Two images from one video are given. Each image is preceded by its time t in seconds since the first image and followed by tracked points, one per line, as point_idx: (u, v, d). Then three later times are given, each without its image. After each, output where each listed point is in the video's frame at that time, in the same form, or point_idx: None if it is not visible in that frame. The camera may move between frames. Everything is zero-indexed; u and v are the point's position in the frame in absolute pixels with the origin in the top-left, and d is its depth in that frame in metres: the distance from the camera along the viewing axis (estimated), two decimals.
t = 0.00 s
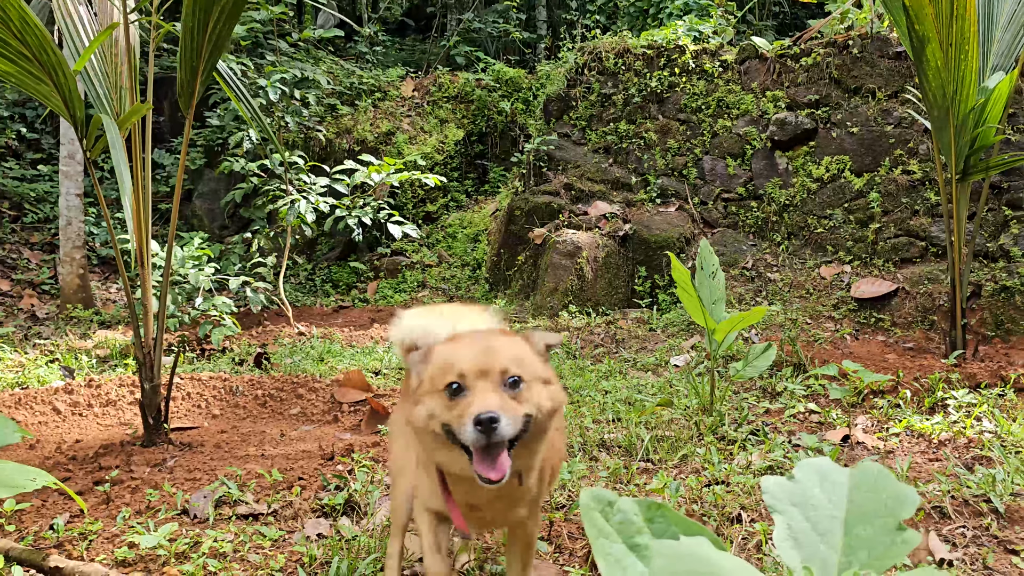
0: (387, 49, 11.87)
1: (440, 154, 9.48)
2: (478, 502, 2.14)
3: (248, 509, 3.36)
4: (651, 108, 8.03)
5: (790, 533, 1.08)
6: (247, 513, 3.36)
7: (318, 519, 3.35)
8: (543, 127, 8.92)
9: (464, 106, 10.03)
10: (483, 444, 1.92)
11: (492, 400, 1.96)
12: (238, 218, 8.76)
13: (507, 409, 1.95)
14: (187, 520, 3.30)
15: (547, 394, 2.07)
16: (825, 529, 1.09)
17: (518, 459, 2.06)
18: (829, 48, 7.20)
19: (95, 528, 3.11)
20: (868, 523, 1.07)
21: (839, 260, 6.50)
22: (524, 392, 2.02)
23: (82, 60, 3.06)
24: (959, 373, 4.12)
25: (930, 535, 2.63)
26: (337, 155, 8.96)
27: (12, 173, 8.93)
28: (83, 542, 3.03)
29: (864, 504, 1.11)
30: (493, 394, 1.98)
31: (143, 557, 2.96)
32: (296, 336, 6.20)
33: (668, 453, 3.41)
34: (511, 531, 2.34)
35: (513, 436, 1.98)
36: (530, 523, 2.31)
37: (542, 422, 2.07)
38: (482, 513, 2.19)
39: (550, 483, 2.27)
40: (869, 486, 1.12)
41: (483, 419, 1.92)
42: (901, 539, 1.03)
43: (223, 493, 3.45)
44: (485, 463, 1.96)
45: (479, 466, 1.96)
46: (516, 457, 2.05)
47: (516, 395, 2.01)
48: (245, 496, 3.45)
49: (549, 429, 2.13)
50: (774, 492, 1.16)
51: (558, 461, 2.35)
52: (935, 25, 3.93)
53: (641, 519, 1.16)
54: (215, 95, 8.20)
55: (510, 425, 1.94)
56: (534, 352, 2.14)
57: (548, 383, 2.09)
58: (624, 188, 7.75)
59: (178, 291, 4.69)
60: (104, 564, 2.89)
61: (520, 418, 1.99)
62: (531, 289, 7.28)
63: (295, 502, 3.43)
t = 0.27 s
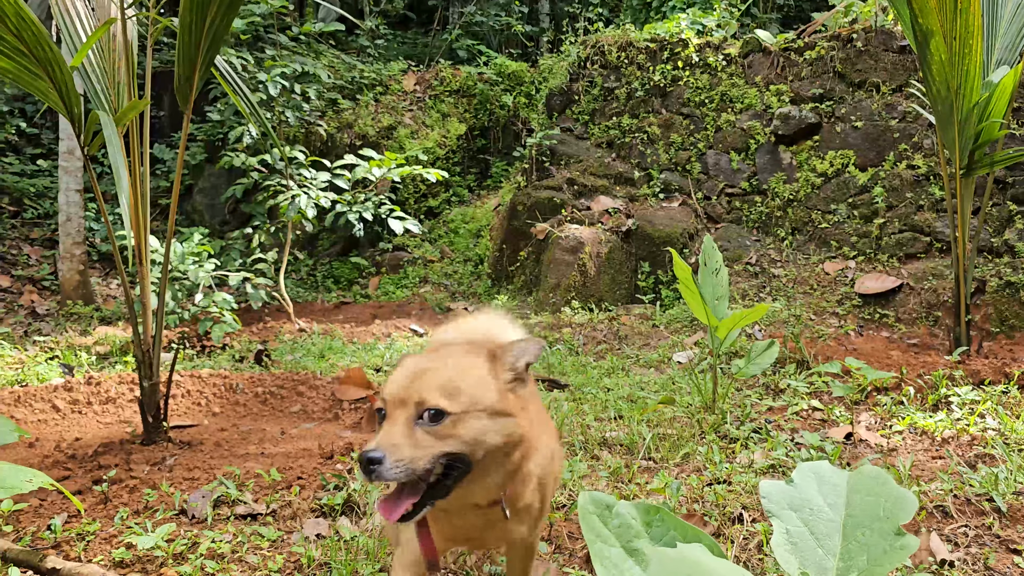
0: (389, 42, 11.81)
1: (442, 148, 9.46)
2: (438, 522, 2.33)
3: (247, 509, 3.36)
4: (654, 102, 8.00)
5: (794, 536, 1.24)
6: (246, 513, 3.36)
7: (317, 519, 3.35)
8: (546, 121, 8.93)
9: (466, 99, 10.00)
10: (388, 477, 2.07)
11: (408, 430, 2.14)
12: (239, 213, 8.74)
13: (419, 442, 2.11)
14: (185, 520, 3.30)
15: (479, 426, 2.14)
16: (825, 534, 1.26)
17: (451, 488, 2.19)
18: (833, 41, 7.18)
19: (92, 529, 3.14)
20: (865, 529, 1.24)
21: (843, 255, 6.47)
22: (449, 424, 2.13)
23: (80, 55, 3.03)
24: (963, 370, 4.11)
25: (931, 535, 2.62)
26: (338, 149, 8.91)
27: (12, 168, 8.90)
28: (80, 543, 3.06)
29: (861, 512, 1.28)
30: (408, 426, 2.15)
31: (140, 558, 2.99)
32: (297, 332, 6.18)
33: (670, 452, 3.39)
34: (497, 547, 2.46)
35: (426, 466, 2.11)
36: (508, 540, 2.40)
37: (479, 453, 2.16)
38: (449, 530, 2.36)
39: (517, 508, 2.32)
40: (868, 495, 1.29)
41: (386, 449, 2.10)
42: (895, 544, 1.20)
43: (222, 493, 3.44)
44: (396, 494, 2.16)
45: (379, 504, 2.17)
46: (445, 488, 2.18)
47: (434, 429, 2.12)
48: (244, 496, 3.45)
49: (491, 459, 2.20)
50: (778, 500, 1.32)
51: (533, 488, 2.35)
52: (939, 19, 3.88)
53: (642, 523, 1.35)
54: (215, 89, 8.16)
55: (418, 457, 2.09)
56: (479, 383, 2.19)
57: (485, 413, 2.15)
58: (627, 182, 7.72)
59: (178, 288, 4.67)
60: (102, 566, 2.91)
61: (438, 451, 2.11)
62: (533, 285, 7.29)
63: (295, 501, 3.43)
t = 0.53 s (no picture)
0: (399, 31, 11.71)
1: (453, 138, 9.44)
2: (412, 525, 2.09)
3: (260, 502, 3.38)
4: (666, 91, 7.97)
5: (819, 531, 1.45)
6: (260, 506, 3.38)
7: (331, 511, 3.37)
8: (557, 110, 8.93)
9: (477, 89, 9.94)
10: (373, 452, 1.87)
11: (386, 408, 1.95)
12: (250, 203, 8.75)
13: (399, 418, 1.91)
14: (200, 512, 3.33)
15: (458, 407, 1.99)
16: (847, 530, 1.48)
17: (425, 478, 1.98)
18: (847, 29, 7.14)
19: (107, 521, 3.18)
20: (884, 526, 1.46)
21: (856, 245, 6.43)
22: (428, 403, 1.96)
23: (90, 46, 3.02)
24: (979, 361, 4.10)
25: (949, 529, 2.61)
26: (348, 139, 8.87)
27: (23, 158, 8.93)
28: (95, 535, 3.10)
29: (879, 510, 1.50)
30: (388, 402, 1.96)
31: (155, 550, 3.04)
32: (308, 323, 6.19)
33: (685, 444, 3.38)
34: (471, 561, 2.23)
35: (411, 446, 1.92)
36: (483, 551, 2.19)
37: (456, 439, 1.99)
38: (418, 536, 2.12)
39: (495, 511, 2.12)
40: (883, 494, 1.52)
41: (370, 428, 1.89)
42: (915, 541, 1.42)
43: (235, 485, 3.46)
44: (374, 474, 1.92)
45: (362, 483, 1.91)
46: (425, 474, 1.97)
47: (419, 404, 1.97)
48: (258, 488, 3.47)
49: (469, 448, 2.02)
50: (803, 498, 1.54)
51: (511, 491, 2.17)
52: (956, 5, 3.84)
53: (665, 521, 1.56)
54: (225, 80, 8.14)
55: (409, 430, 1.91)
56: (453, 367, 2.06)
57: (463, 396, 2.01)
58: (639, 172, 7.69)
59: (189, 278, 4.67)
60: (118, 558, 2.95)
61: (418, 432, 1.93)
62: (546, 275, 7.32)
63: (309, 494, 3.45)
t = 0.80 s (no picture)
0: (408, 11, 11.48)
1: (463, 121, 9.39)
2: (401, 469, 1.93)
3: (273, 484, 3.41)
4: (677, 74, 7.99)
5: (829, 515, 1.33)
6: (273, 488, 3.41)
7: (343, 494, 3.40)
8: (568, 94, 8.96)
9: (488, 72, 9.80)
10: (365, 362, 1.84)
11: (384, 325, 1.91)
12: (260, 187, 8.76)
13: (390, 335, 1.87)
14: (213, 495, 3.36)
15: (456, 330, 1.90)
16: (862, 514, 1.33)
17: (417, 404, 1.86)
18: (861, 10, 7.09)
19: (122, 503, 3.21)
20: (899, 510, 1.31)
21: (869, 228, 6.39)
22: (423, 324, 1.90)
23: (100, 30, 3.00)
24: (992, 345, 4.08)
25: (962, 514, 2.61)
26: (359, 122, 8.84)
27: (35, 143, 8.95)
28: (110, 517, 3.15)
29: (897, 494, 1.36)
30: (386, 322, 1.92)
31: (169, 533, 3.08)
32: (319, 306, 6.22)
33: (695, 427, 3.40)
34: (465, 530, 2.00)
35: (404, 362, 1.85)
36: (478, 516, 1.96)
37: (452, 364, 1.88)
38: (417, 496, 1.93)
39: (491, 461, 1.93)
40: (902, 475, 1.37)
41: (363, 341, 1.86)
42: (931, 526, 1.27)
43: (248, 468, 3.49)
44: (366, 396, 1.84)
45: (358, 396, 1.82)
46: (420, 397, 1.86)
47: (417, 326, 1.90)
48: (270, 471, 3.50)
49: (466, 377, 1.90)
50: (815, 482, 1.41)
51: (507, 441, 1.99)
52: None
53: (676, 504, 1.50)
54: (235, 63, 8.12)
55: (401, 344, 1.86)
56: (455, 295, 2.00)
57: (464, 323, 1.93)
58: (650, 155, 7.67)
59: (201, 262, 4.67)
60: (132, 540, 3.00)
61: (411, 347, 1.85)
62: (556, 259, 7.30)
63: (321, 477, 3.48)
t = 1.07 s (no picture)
0: None
1: (473, 101, 9.33)
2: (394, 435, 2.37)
3: (282, 462, 3.45)
4: (688, 52, 7.90)
5: (833, 494, 1.41)
6: (282, 466, 3.44)
7: (352, 472, 3.43)
8: (578, 72, 8.97)
9: (497, 51, 9.77)
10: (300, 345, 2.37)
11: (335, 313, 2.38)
12: (271, 167, 8.77)
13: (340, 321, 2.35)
14: (223, 472, 3.39)
15: (395, 311, 2.30)
16: (864, 493, 1.41)
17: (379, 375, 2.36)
18: None
19: (133, 480, 3.25)
20: (901, 490, 1.39)
21: (881, 208, 6.34)
22: (368, 307, 2.33)
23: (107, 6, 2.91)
24: (1004, 325, 4.06)
25: (969, 493, 2.60)
26: (369, 102, 8.79)
27: (47, 123, 8.97)
28: (122, 494, 3.18)
29: (899, 474, 1.43)
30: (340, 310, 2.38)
31: (180, 509, 3.12)
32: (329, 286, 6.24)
33: (704, 407, 3.41)
34: (458, 489, 2.35)
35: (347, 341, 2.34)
36: (463, 475, 2.31)
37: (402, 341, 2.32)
38: (412, 459, 2.33)
39: (461, 423, 2.29)
40: (905, 456, 1.44)
41: (318, 329, 2.36)
42: (933, 504, 1.34)
43: (258, 446, 3.52)
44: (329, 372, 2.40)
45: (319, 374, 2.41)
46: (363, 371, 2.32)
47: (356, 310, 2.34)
48: (280, 449, 3.53)
49: (419, 350, 2.32)
50: (820, 462, 1.49)
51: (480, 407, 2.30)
52: None
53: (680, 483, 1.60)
54: (244, 43, 8.09)
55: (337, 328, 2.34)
56: (401, 277, 2.36)
57: (402, 302, 2.31)
58: (661, 134, 7.59)
59: (212, 241, 4.68)
60: (143, 516, 3.04)
61: (355, 328, 2.33)
62: (565, 239, 7.29)
63: (330, 455, 3.51)
